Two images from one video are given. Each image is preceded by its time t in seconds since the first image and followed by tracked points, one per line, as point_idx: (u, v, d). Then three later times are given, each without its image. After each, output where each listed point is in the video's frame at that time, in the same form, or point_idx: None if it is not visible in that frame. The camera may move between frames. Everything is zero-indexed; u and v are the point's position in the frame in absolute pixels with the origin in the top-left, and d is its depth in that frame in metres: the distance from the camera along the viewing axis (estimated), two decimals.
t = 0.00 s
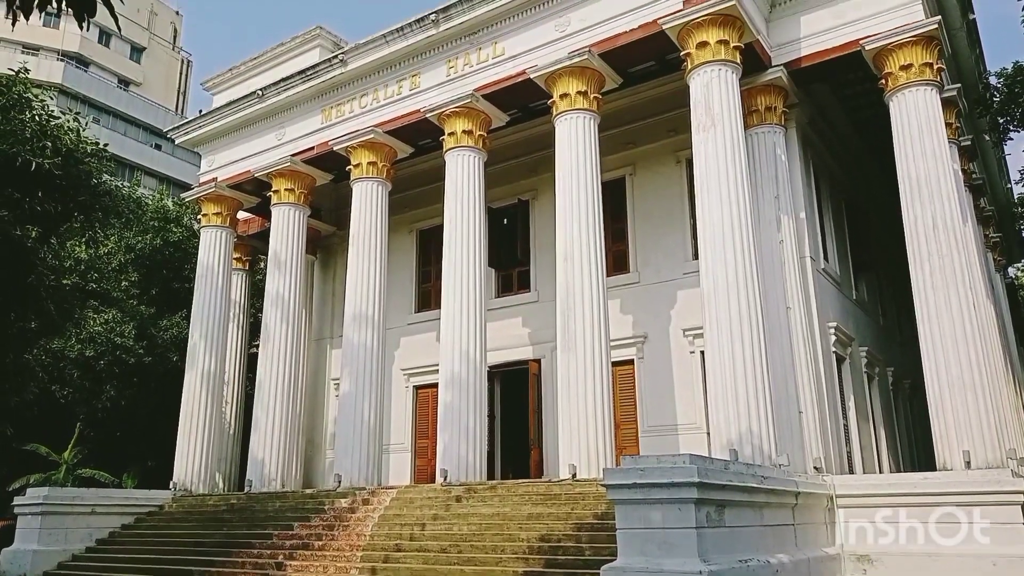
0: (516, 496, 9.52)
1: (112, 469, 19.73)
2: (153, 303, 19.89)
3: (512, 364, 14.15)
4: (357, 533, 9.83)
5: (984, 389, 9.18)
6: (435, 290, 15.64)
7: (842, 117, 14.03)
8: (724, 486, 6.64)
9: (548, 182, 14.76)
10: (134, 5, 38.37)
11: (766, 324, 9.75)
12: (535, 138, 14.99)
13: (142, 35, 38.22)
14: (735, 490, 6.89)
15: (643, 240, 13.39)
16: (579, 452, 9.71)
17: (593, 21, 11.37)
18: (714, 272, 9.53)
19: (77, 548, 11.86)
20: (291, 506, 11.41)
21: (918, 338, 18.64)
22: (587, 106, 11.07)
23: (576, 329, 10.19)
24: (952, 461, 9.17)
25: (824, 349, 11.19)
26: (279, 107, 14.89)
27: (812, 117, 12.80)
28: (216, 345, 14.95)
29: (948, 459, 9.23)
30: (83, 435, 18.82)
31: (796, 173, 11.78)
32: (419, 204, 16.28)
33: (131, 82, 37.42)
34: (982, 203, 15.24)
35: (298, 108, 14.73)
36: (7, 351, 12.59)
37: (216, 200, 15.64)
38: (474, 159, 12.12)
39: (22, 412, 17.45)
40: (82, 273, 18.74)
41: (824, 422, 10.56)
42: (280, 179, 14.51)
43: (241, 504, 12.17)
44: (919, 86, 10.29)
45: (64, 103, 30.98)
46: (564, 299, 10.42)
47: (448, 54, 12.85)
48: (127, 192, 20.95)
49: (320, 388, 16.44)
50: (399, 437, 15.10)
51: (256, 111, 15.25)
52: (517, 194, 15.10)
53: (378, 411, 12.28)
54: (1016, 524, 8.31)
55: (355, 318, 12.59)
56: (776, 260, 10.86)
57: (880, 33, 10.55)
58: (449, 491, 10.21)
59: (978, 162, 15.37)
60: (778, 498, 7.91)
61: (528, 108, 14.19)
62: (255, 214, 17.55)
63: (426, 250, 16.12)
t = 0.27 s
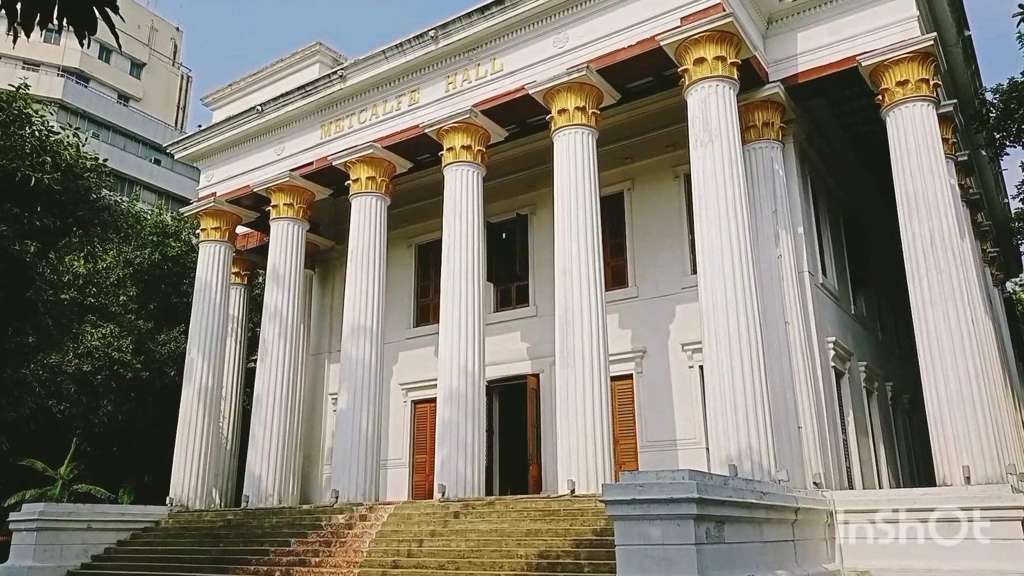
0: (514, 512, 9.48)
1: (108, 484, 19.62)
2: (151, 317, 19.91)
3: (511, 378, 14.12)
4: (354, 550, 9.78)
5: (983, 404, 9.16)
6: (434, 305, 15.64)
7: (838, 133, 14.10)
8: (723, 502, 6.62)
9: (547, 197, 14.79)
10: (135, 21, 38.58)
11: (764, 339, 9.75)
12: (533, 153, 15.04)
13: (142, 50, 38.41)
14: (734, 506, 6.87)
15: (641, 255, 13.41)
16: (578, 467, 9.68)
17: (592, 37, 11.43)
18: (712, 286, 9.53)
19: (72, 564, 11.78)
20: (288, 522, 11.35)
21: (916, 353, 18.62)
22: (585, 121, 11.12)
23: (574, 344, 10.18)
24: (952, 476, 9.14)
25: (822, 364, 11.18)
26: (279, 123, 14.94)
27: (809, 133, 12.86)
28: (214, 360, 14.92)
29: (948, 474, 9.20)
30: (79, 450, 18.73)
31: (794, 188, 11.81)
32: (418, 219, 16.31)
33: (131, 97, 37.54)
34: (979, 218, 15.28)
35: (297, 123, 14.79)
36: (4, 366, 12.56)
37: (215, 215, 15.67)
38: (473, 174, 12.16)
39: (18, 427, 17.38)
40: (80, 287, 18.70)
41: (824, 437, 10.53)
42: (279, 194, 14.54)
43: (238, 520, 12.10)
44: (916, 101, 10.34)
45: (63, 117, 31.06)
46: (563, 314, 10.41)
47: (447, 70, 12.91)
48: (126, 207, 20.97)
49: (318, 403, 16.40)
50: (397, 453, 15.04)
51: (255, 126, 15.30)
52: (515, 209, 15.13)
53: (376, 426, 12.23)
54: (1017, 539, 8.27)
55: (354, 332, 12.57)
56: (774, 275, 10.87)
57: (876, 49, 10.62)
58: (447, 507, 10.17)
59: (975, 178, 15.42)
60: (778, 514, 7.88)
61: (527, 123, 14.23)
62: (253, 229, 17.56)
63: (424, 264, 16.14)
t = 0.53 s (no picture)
0: (510, 521, 9.45)
1: (102, 492, 19.53)
2: (147, 325, 19.76)
3: (507, 387, 14.10)
4: (348, 559, 9.74)
5: (978, 415, 9.17)
6: (430, 313, 15.62)
7: (834, 144, 14.16)
8: (719, 513, 6.60)
9: (543, 205, 14.81)
10: (133, 28, 38.64)
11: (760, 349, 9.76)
12: (530, 162, 15.07)
13: (140, 58, 38.46)
14: (730, 516, 6.86)
15: (637, 264, 13.42)
16: (573, 477, 9.65)
17: (589, 47, 11.47)
18: (708, 296, 9.54)
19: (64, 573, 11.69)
20: (282, 531, 11.29)
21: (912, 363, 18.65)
22: (582, 131, 11.15)
23: (570, 353, 10.17)
24: (947, 487, 9.13)
25: (818, 374, 11.19)
26: (276, 130, 14.95)
27: (805, 143, 12.91)
28: (209, 367, 14.87)
29: (943, 485, 9.20)
30: (72, 458, 18.65)
31: (789, 198, 11.85)
32: (414, 227, 16.31)
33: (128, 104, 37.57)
34: (974, 229, 15.33)
35: (294, 131, 14.80)
36: None
37: (211, 223, 15.66)
38: (470, 182, 12.17)
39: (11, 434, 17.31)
40: (75, 294, 18.67)
41: (819, 448, 10.53)
42: (276, 201, 14.54)
43: (231, 529, 12.04)
44: (911, 113, 10.39)
45: (60, 124, 31.06)
46: (559, 323, 10.41)
47: (444, 79, 12.94)
48: (123, 213, 20.93)
49: (313, 412, 16.35)
50: (392, 462, 14.99)
51: (252, 133, 15.31)
52: (511, 217, 15.14)
53: (371, 435, 12.19)
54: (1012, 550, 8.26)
55: (349, 340, 12.55)
56: (769, 285, 10.89)
57: (871, 60, 10.68)
58: (442, 517, 10.14)
59: (970, 189, 15.49)
60: (773, 525, 7.86)
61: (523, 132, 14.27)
62: (250, 236, 17.55)
63: (420, 272, 16.13)
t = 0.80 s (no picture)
0: (505, 541, 9.39)
1: (94, 513, 19.38)
2: (141, 342, 19.74)
3: (503, 406, 14.05)
4: None
5: (974, 433, 9.16)
6: (425, 331, 15.59)
7: (828, 162, 14.23)
8: (716, 533, 6.57)
9: (539, 223, 14.84)
10: (130, 47, 38.80)
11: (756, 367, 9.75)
12: (525, 180, 15.12)
13: (137, 76, 38.59)
14: (727, 536, 6.82)
15: (633, 282, 13.44)
16: (570, 496, 9.59)
17: (584, 66, 11.55)
18: (703, 314, 9.55)
19: None
20: (275, 552, 11.19)
21: (907, 381, 18.66)
22: (578, 149, 11.19)
23: (566, 371, 10.14)
24: (944, 505, 9.10)
25: (814, 392, 11.18)
26: (272, 149, 14.98)
27: (799, 162, 12.99)
28: (203, 386, 14.81)
29: (940, 504, 9.16)
30: (65, 477, 18.52)
31: (784, 216, 11.90)
32: (410, 244, 16.32)
33: (125, 122, 37.65)
34: (968, 247, 15.40)
35: (290, 149, 14.83)
36: None
37: (206, 240, 15.65)
38: (466, 201, 12.20)
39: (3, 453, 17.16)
40: (69, 313, 18.65)
41: (816, 467, 10.50)
42: (272, 219, 14.54)
43: (224, 550, 11.93)
44: (903, 132, 10.46)
45: (56, 142, 31.07)
46: (554, 341, 10.39)
47: (440, 98, 13.00)
48: (118, 231, 20.89)
49: (308, 430, 16.27)
50: (387, 480, 14.90)
51: (248, 151, 15.34)
52: (507, 235, 15.16)
53: (366, 453, 12.12)
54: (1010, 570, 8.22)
55: (344, 358, 12.51)
56: (764, 303, 10.91)
57: (864, 80, 10.77)
58: (437, 537, 10.07)
59: (964, 207, 15.56)
60: (770, 544, 7.82)
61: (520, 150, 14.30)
62: (245, 254, 17.54)
63: (416, 290, 16.12)
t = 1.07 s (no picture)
0: (503, 555, 9.35)
1: (89, 527, 19.30)
2: (138, 355, 19.79)
3: (501, 418, 14.02)
4: None
5: (972, 445, 9.15)
6: (423, 343, 15.57)
7: (824, 175, 14.29)
8: (715, 546, 6.55)
9: (537, 236, 14.86)
10: (129, 60, 38.92)
11: (753, 379, 9.75)
12: (523, 193, 15.16)
13: (136, 89, 38.70)
14: (726, 549, 6.81)
15: (630, 294, 13.45)
16: (568, 509, 9.56)
17: (581, 80, 11.60)
18: (701, 326, 9.56)
19: None
20: (272, 565, 11.14)
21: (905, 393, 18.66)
22: (575, 162, 11.24)
23: (564, 383, 10.14)
24: (943, 519, 9.07)
25: (812, 404, 11.18)
26: (271, 161, 15.01)
27: (795, 175, 13.04)
28: (200, 398, 14.77)
29: (939, 517, 9.13)
30: (61, 491, 18.46)
31: (781, 229, 11.93)
32: (408, 257, 16.34)
33: (123, 135, 37.75)
34: (964, 259, 15.44)
35: (289, 162, 14.86)
36: None
37: (204, 253, 15.65)
38: (464, 213, 12.23)
39: None
40: (65, 325, 18.71)
41: (815, 480, 10.47)
42: (270, 232, 14.55)
43: (220, 564, 11.87)
44: (899, 145, 10.52)
45: (54, 155, 31.14)
46: (552, 353, 10.38)
47: (438, 111, 13.05)
48: (116, 243, 20.87)
49: (305, 443, 16.23)
50: (384, 494, 14.85)
51: (247, 164, 15.36)
52: (505, 247, 15.18)
53: (363, 466, 12.07)
54: None
55: (341, 370, 12.48)
56: (762, 316, 10.92)
57: (859, 93, 10.83)
58: (435, 550, 10.03)
59: (959, 219, 15.62)
60: (769, 557, 7.80)
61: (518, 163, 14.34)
62: (243, 266, 17.54)
63: (414, 303, 16.11)
